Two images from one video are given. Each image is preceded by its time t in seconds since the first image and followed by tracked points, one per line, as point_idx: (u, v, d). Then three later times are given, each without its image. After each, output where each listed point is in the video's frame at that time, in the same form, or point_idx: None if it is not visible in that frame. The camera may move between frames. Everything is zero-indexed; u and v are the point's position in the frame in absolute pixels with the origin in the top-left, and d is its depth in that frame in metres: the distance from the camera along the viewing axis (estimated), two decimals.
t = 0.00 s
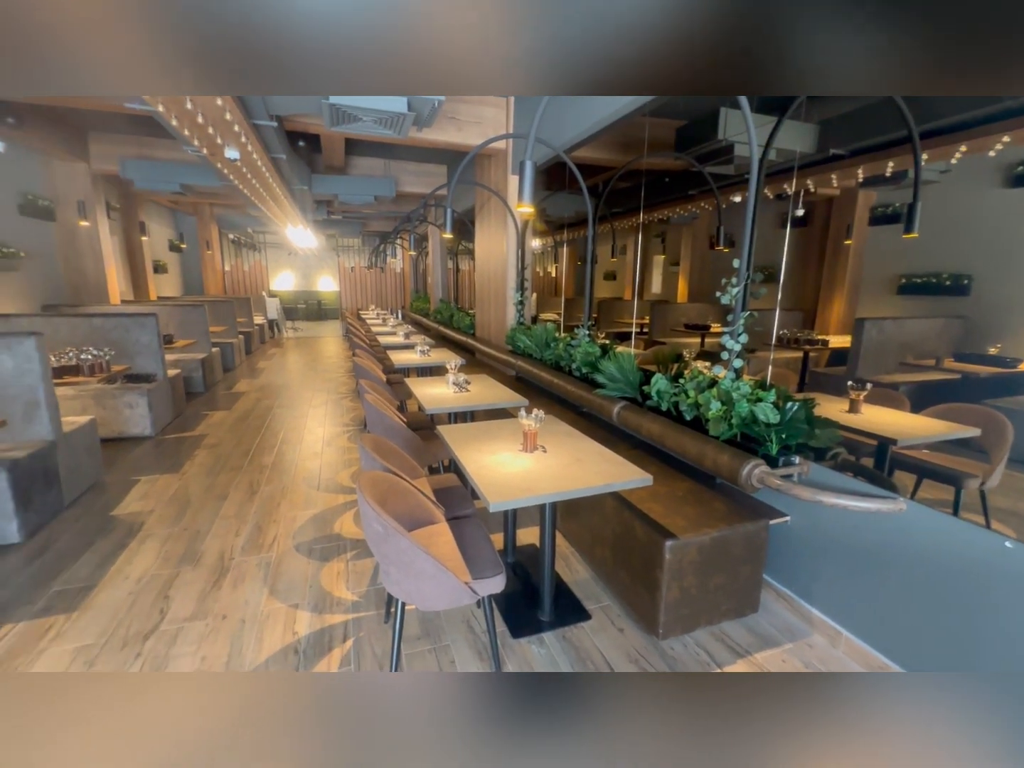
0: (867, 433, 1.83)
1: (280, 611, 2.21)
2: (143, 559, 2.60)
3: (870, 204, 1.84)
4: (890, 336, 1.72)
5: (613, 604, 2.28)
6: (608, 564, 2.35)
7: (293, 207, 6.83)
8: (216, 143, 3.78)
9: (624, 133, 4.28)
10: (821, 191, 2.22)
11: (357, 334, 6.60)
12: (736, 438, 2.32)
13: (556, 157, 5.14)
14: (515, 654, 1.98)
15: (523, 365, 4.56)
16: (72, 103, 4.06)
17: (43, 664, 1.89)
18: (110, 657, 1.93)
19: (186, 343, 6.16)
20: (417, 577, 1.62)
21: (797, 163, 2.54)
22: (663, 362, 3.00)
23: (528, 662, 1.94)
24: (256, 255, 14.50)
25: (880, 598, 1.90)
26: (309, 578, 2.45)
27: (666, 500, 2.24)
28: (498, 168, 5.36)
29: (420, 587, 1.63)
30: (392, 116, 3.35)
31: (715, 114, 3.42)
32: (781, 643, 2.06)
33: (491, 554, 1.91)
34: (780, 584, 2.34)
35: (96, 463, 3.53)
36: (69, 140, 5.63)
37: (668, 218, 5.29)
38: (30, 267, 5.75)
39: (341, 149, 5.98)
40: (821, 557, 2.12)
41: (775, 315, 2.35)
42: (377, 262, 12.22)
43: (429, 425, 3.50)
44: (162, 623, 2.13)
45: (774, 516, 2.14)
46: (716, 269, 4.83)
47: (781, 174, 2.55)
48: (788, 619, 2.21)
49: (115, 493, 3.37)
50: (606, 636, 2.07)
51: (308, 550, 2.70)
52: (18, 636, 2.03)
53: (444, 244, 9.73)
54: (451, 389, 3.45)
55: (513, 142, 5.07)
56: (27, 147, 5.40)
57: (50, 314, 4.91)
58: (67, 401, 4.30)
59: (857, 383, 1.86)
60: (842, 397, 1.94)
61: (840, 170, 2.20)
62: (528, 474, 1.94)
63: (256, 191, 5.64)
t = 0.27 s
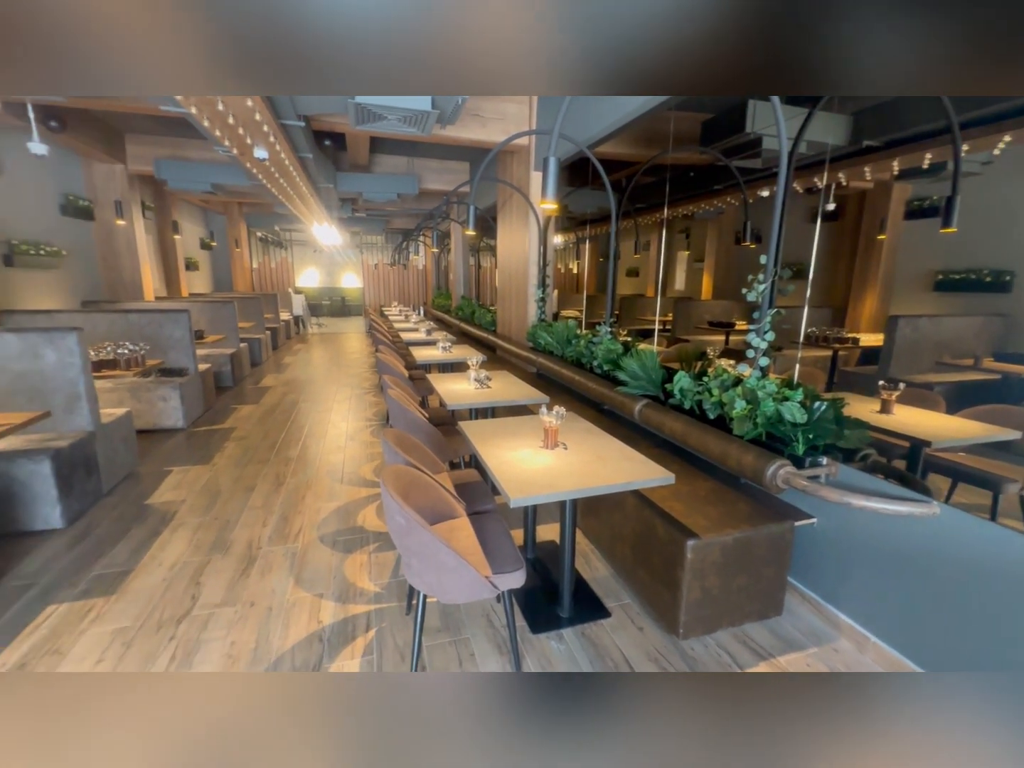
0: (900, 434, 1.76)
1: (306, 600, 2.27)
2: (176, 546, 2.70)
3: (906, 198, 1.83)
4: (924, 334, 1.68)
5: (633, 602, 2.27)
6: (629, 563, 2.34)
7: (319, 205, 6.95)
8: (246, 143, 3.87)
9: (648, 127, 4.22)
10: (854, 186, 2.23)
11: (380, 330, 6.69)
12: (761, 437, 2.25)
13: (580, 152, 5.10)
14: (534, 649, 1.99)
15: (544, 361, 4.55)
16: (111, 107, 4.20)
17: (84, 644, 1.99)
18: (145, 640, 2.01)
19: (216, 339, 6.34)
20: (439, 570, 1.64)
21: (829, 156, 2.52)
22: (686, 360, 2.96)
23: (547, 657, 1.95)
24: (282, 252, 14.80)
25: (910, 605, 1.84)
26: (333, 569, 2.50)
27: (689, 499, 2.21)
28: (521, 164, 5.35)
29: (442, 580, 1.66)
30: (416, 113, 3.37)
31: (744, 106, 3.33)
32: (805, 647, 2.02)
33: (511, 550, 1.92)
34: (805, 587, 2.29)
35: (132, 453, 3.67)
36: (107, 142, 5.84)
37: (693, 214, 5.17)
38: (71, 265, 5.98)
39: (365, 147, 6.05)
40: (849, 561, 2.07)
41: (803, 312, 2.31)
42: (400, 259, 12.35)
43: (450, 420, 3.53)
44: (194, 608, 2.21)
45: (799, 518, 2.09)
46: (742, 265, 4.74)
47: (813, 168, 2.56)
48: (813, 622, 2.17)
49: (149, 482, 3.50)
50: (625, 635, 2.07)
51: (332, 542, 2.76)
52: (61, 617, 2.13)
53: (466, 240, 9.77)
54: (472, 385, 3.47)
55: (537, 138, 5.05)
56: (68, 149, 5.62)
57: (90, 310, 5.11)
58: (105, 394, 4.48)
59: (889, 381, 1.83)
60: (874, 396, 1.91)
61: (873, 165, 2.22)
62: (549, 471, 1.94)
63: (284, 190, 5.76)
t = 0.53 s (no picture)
0: (937, 435, 1.70)
1: (331, 589, 2.33)
2: (209, 534, 2.80)
3: (949, 189, 1.76)
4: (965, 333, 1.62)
5: (654, 601, 2.26)
6: (651, 561, 2.32)
7: (345, 202, 7.05)
8: (276, 142, 3.95)
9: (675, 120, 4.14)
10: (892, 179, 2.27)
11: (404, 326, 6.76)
12: (789, 437, 2.21)
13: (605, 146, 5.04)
14: (554, 644, 2.00)
15: (567, 358, 4.54)
16: (149, 108, 4.34)
17: (124, 624, 2.08)
18: (180, 623, 2.10)
19: (246, 333, 6.51)
20: (462, 564, 1.66)
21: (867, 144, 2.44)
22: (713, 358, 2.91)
23: (568, 652, 1.96)
24: (309, 249, 15.07)
25: (944, 611, 1.78)
26: (358, 559, 2.56)
27: (713, 499, 2.18)
28: (545, 159, 5.33)
29: (465, 573, 1.68)
30: (442, 110, 3.38)
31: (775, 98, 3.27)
32: (833, 652, 1.97)
33: (533, 545, 1.93)
34: (833, 590, 2.24)
35: (167, 443, 3.81)
36: (146, 143, 6.03)
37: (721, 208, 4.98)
38: (111, 261, 6.21)
39: (391, 144, 6.10)
40: (880, 565, 2.01)
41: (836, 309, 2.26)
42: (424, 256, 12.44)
43: (473, 416, 3.55)
44: (226, 594, 2.29)
45: (829, 520, 2.04)
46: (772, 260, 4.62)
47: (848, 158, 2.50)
48: (841, 627, 2.11)
49: (184, 472, 3.63)
50: (647, 633, 2.06)
51: (357, 533, 2.82)
52: (102, 598, 2.23)
53: (489, 236, 9.78)
54: (495, 381, 3.48)
55: (562, 133, 5.01)
56: (108, 150, 5.83)
57: (128, 305, 5.31)
58: (143, 386, 4.65)
59: (926, 381, 1.79)
60: (909, 396, 1.86)
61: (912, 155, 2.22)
62: (572, 467, 1.94)
63: (312, 188, 5.86)
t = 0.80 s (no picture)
0: (984, 439, 1.65)
1: (358, 578, 2.38)
2: (241, 520, 2.90)
3: (998, 182, 1.81)
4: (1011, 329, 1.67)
5: (678, 599, 2.24)
6: (675, 560, 2.30)
7: (373, 197, 7.14)
8: (307, 140, 4.03)
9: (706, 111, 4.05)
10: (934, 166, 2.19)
11: (429, 320, 6.84)
12: (822, 437, 2.15)
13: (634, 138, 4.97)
14: (576, 639, 2.01)
15: (591, 353, 4.52)
16: (187, 108, 4.48)
17: (163, 604, 2.18)
18: (215, 605, 2.18)
19: (277, 327, 6.68)
20: (486, 556, 1.68)
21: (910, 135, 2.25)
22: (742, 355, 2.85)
23: (590, 648, 1.96)
24: (337, 244, 15.36)
25: (988, 620, 1.70)
26: (383, 549, 2.61)
27: (740, 499, 2.14)
28: (572, 153, 5.28)
29: (489, 566, 1.69)
30: (470, 105, 3.39)
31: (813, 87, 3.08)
32: (863, 658, 1.91)
33: (556, 540, 1.93)
34: (865, 595, 2.17)
35: (203, 432, 3.95)
36: (184, 141, 6.23)
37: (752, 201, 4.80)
38: (150, 257, 6.46)
39: (418, 139, 6.15)
40: (916, 571, 1.94)
41: (875, 304, 2.30)
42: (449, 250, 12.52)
43: (496, 410, 3.57)
44: (257, 579, 2.37)
45: (862, 523, 1.98)
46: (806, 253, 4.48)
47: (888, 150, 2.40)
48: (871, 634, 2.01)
49: (218, 460, 3.76)
50: (670, 631, 2.04)
51: (383, 523, 2.88)
52: (142, 580, 2.34)
53: (514, 231, 9.77)
54: (519, 376, 3.49)
55: (589, 126, 4.96)
56: (148, 148, 6.04)
57: (167, 298, 5.51)
58: (180, 377, 4.83)
59: (970, 382, 1.79)
60: (951, 398, 1.85)
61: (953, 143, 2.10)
62: (596, 463, 1.94)
63: (340, 184, 5.95)
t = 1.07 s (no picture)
0: None
1: (383, 567, 2.43)
2: (271, 508, 2.99)
3: None
4: None
5: (702, 598, 2.21)
6: (699, 558, 2.27)
7: (399, 191, 7.20)
8: (336, 135, 4.08)
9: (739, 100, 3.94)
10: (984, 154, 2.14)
11: (453, 314, 6.88)
12: (856, 437, 2.07)
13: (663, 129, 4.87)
14: (598, 634, 2.01)
15: (615, 348, 4.48)
16: (221, 105, 4.58)
17: (199, 586, 2.27)
18: (247, 589, 2.26)
19: (306, 320, 6.83)
20: (509, 549, 1.69)
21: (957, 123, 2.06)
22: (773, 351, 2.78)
23: (611, 643, 1.97)
24: (364, 238, 15.55)
25: None
26: (408, 539, 2.66)
27: (769, 499, 2.10)
28: (599, 145, 5.22)
29: (511, 559, 1.71)
30: (497, 97, 3.37)
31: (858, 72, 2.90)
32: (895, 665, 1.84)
33: (579, 535, 1.93)
34: (898, 600, 2.10)
35: (235, 421, 4.07)
36: (217, 138, 6.38)
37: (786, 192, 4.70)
38: (186, 251, 6.66)
39: (445, 133, 6.15)
40: (954, 577, 1.87)
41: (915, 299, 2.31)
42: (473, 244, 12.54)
43: (519, 404, 3.58)
44: (287, 565, 2.45)
45: (896, 526, 1.92)
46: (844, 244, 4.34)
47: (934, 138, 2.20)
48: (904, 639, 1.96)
49: (249, 449, 3.88)
50: (693, 630, 2.02)
51: (407, 514, 2.93)
52: (179, 562, 2.44)
53: (539, 224, 9.72)
54: (543, 370, 3.48)
55: (617, 117, 4.88)
56: (184, 145, 6.21)
57: (201, 291, 5.68)
58: (213, 368, 4.98)
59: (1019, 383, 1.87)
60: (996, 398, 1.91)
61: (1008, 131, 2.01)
62: (621, 459, 1.93)
63: (367, 179, 6.01)
